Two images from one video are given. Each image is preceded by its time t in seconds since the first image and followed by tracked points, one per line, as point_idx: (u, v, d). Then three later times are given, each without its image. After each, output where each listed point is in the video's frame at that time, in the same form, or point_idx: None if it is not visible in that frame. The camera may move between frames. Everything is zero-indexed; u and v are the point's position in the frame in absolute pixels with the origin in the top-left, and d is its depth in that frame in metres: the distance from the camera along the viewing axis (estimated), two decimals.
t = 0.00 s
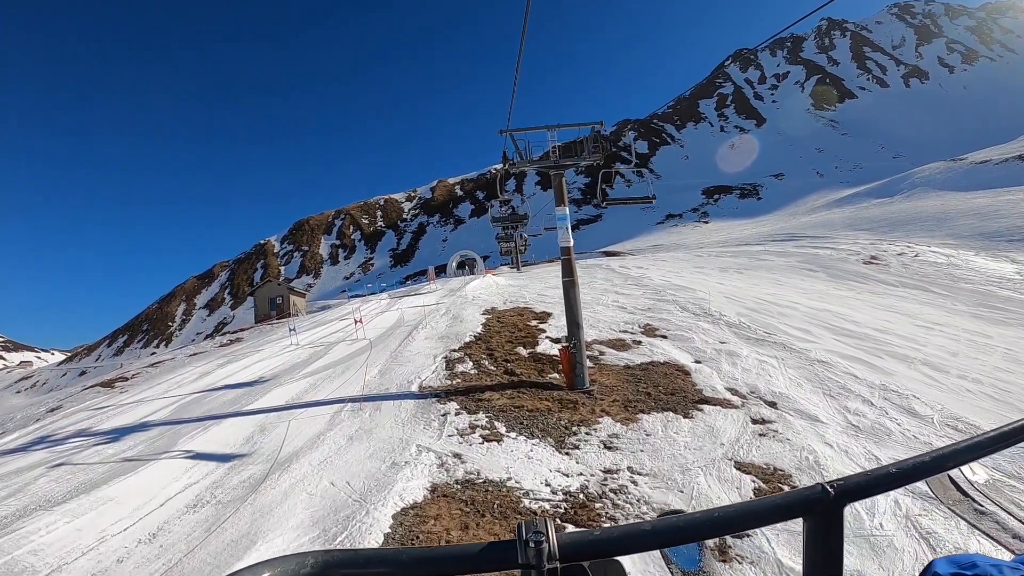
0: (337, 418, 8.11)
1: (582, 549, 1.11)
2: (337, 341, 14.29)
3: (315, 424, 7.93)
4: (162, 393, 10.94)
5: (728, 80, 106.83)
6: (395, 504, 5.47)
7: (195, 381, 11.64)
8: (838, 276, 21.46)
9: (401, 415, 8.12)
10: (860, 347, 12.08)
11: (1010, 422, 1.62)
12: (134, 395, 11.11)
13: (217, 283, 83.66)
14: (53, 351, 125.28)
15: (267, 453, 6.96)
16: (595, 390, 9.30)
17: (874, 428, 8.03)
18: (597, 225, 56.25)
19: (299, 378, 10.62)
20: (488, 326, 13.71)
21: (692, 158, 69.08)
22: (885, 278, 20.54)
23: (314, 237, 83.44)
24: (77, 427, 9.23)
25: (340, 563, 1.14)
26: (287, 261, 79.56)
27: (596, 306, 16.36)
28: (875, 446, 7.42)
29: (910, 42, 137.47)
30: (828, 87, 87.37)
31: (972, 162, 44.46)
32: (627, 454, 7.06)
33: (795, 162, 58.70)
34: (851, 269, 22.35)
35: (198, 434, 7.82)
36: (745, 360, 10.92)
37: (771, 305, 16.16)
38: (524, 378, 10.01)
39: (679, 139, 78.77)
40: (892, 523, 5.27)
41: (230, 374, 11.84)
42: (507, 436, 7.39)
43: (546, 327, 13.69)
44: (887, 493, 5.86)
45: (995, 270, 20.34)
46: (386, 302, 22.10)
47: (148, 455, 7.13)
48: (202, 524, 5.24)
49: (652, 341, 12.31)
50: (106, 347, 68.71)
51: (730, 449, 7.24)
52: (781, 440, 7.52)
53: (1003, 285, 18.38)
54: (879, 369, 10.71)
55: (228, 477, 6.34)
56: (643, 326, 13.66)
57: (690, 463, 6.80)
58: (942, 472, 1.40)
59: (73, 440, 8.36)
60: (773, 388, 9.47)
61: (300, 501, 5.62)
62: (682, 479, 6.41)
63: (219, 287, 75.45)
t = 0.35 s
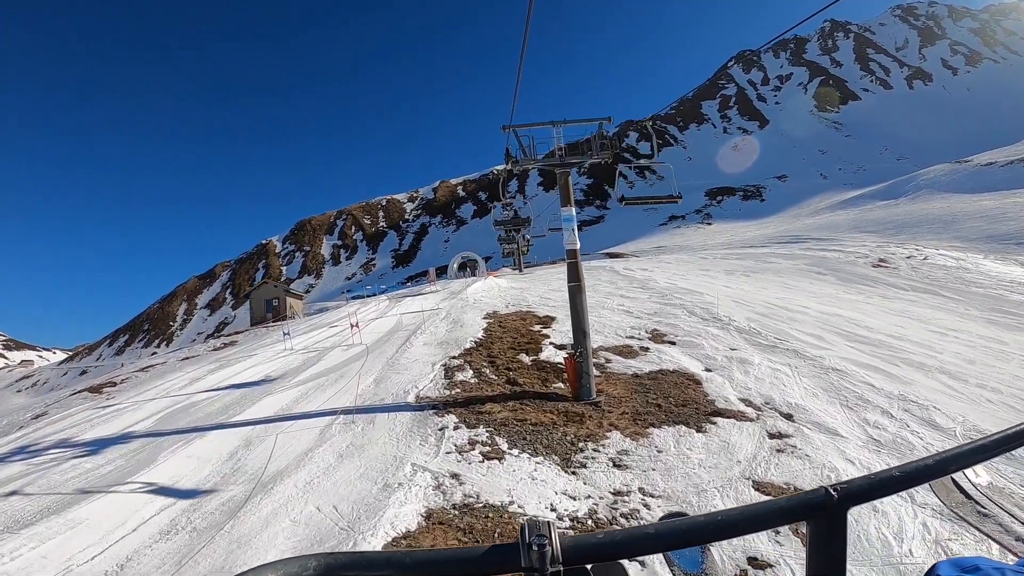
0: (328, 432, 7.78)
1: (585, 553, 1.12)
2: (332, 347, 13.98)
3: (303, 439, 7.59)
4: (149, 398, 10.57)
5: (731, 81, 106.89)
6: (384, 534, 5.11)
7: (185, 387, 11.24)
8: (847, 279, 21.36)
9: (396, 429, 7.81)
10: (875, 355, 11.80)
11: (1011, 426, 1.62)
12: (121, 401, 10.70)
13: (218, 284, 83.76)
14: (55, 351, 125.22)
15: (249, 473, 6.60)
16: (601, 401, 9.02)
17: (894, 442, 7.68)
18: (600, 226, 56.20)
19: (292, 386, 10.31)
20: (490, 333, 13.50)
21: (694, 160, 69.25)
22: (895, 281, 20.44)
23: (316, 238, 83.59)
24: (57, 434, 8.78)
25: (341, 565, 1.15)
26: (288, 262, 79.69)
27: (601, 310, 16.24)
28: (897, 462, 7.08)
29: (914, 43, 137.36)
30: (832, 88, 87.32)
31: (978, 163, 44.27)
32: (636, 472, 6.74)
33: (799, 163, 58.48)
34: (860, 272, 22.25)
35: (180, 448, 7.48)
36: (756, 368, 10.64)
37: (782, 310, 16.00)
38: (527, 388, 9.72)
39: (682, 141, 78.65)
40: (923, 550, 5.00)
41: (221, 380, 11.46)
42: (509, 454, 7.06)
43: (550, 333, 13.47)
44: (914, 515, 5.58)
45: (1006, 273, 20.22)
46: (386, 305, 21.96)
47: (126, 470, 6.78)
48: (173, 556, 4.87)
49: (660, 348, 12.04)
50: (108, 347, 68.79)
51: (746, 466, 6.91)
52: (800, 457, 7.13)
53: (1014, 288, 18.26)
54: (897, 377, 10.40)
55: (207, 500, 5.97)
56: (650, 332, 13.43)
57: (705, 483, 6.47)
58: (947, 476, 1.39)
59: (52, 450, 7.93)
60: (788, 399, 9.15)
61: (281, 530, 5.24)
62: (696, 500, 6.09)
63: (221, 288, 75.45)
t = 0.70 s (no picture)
0: (314, 449, 7.23)
1: (584, 555, 1.11)
2: (324, 353, 13.50)
3: (288, 456, 7.05)
4: (134, 407, 10.16)
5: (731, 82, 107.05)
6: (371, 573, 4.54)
7: (172, 396, 10.78)
8: (852, 282, 21.34)
9: (388, 447, 7.27)
10: (887, 361, 11.60)
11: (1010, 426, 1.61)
12: (102, 411, 10.20)
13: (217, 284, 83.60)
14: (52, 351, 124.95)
15: (227, 497, 6.04)
16: (606, 413, 8.55)
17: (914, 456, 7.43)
18: (601, 227, 56.19)
19: (281, 395, 9.85)
20: (488, 339, 13.01)
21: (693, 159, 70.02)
22: (901, 284, 20.43)
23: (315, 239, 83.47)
24: (34, 448, 8.30)
25: (342, 567, 1.15)
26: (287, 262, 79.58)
27: (603, 314, 16.09)
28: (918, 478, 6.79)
29: (913, 44, 137.77)
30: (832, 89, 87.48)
31: (979, 165, 44.26)
32: (647, 495, 6.28)
33: (800, 164, 58.42)
34: (865, 275, 22.25)
35: (158, 465, 6.96)
36: (766, 376, 10.34)
37: (789, 314, 15.88)
38: (528, 399, 9.23)
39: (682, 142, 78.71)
40: None
41: (208, 389, 10.99)
42: (510, 475, 6.56)
43: (551, 338, 13.04)
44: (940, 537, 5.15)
45: (1012, 276, 20.22)
46: (382, 308, 21.76)
47: (97, 491, 6.26)
48: None
49: (666, 355, 11.67)
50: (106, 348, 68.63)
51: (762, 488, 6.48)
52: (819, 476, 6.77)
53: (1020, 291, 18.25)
54: (910, 385, 10.22)
55: (179, 530, 5.41)
56: (655, 337, 13.09)
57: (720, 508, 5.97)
58: (946, 476, 1.39)
59: (28, 465, 7.49)
60: (802, 410, 8.81)
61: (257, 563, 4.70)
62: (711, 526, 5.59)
63: (220, 288, 75.35)
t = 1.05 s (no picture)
0: (298, 465, 6.70)
1: (584, 551, 1.12)
2: (316, 356, 12.96)
3: (271, 472, 6.54)
4: (115, 413, 9.63)
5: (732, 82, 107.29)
6: None
7: (156, 401, 10.23)
8: (859, 284, 21.33)
9: (377, 462, 6.76)
10: (900, 369, 11.52)
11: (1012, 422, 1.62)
12: (81, 419, 9.62)
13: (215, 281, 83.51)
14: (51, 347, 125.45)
15: (199, 521, 5.48)
16: (611, 425, 8.14)
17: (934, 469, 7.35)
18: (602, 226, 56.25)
19: (268, 403, 9.33)
20: (486, 343, 12.58)
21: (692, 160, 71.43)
22: (909, 287, 20.43)
23: (314, 236, 83.30)
24: (6, 459, 7.77)
25: (342, 562, 1.15)
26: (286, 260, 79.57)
27: (607, 316, 16.00)
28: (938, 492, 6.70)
29: (915, 45, 138.07)
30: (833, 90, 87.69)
31: (983, 166, 44.21)
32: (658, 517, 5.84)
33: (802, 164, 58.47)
34: (871, 277, 22.25)
35: (133, 480, 6.44)
36: (778, 384, 10.19)
37: (797, 317, 15.83)
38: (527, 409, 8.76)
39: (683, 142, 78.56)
40: None
41: (194, 394, 10.45)
42: (510, 496, 6.04)
43: (552, 343, 12.65)
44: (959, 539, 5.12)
45: (1019, 279, 20.23)
46: (378, 308, 21.48)
47: (64, 510, 5.76)
48: None
49: (672, 361, 11.45)
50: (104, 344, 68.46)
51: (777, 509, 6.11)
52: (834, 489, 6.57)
53: None
54: (925, 393, 10.15)
55: (149, 555, 4.92)
56: (660, 342, 12.87)
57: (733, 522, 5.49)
58: (946, 472, 1.40)
59: None
60: (816, 421, 8.64)
61: None
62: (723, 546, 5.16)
63: (219, 285, 75.23)
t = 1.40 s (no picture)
0: (278, 486, 6.10)
1: (581, 548, 1.11)
2: (306, 361, 12.29)
3: (249, 494, 5.94)
4: (93, 421, 8.97)
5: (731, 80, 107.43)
6: None
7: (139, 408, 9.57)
8: (865, 285, 21.26)
9: (364, 482, 6.19)
10: (913, 375, 11.30)
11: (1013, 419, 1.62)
12: (56, 427, 8.96)
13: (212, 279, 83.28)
14: (46, 345, 125.06)
15: (167, 552, 4.91)
16: (617, 438, 7.54)
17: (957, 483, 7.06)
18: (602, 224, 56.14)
19: (252, 412, 8.68)
20: (484, 348, 12.03)
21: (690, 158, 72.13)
22: (915, 287, 20.39)
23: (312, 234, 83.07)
24: None
25: (339, 560, 1.14)
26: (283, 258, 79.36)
27: (609, 318, 15.89)
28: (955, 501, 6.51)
29: (914, 44, 138.36)
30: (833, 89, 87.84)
31: (984, 165, 44.21)
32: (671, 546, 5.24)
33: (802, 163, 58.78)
34: (877, 277, 22.23)
35: (102, 500, 5.87)
36: (789, 390, 9.82)
37: (805, 319, 15.76)
38: (526, 422, 8.16)
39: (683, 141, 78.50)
40: None
41: (178, 399, 9.79)
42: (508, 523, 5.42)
43: (552, 348, 12.13)
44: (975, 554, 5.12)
45: None
46: (372, 309, 21.26)
47: (25, 535, 5.20)
48: None
49: (678, 366, 11.02)
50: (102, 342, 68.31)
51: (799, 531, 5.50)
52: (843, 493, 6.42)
53: None
54: (941, 401, 9.91)
55: None
56: (665, 346, 12.47)
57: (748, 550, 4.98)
58: (943, 470, 1.41)
59: None
60: (832, 433, 8.16)
61: None
62: None
63: (216, 283, 75.04)
